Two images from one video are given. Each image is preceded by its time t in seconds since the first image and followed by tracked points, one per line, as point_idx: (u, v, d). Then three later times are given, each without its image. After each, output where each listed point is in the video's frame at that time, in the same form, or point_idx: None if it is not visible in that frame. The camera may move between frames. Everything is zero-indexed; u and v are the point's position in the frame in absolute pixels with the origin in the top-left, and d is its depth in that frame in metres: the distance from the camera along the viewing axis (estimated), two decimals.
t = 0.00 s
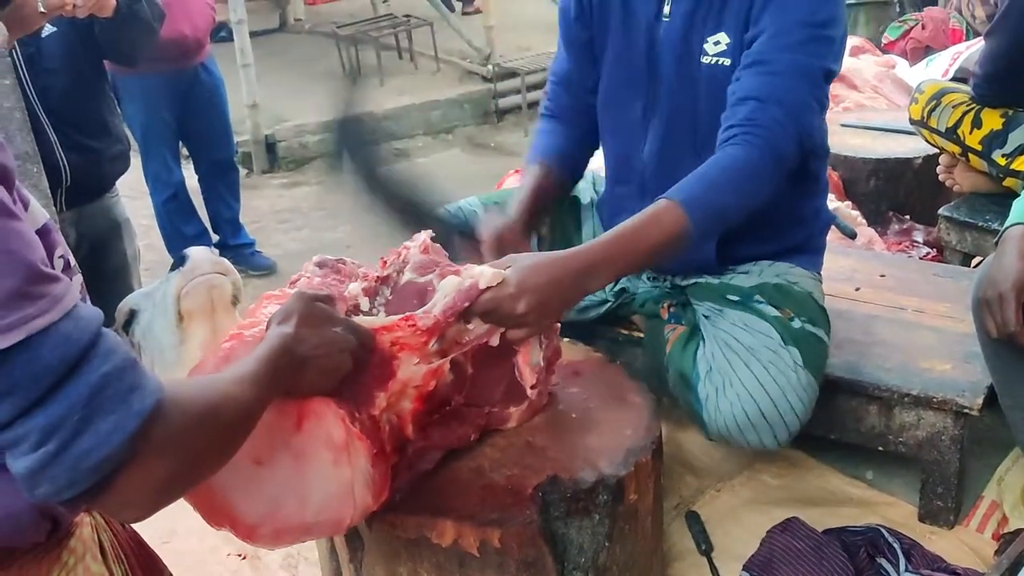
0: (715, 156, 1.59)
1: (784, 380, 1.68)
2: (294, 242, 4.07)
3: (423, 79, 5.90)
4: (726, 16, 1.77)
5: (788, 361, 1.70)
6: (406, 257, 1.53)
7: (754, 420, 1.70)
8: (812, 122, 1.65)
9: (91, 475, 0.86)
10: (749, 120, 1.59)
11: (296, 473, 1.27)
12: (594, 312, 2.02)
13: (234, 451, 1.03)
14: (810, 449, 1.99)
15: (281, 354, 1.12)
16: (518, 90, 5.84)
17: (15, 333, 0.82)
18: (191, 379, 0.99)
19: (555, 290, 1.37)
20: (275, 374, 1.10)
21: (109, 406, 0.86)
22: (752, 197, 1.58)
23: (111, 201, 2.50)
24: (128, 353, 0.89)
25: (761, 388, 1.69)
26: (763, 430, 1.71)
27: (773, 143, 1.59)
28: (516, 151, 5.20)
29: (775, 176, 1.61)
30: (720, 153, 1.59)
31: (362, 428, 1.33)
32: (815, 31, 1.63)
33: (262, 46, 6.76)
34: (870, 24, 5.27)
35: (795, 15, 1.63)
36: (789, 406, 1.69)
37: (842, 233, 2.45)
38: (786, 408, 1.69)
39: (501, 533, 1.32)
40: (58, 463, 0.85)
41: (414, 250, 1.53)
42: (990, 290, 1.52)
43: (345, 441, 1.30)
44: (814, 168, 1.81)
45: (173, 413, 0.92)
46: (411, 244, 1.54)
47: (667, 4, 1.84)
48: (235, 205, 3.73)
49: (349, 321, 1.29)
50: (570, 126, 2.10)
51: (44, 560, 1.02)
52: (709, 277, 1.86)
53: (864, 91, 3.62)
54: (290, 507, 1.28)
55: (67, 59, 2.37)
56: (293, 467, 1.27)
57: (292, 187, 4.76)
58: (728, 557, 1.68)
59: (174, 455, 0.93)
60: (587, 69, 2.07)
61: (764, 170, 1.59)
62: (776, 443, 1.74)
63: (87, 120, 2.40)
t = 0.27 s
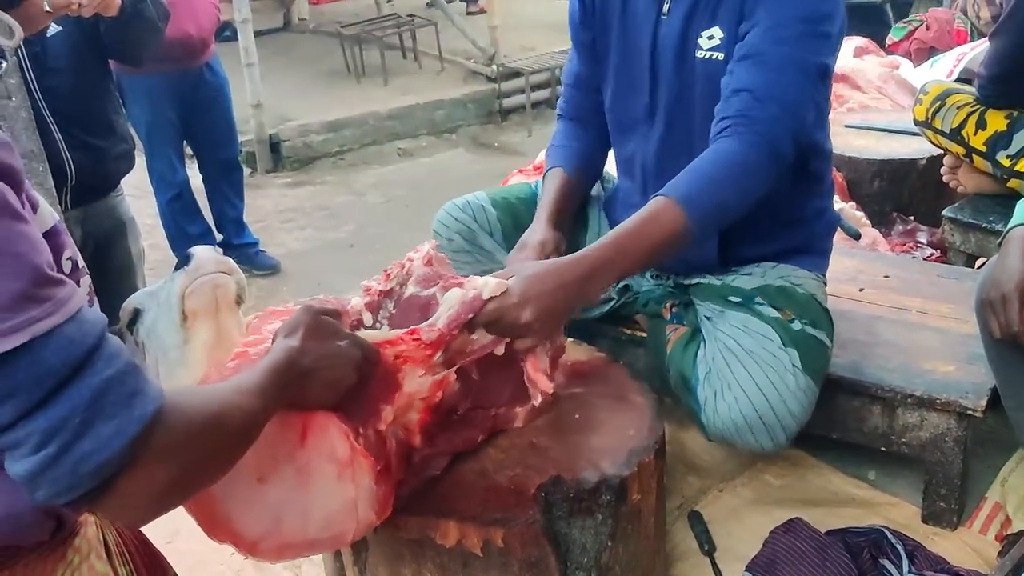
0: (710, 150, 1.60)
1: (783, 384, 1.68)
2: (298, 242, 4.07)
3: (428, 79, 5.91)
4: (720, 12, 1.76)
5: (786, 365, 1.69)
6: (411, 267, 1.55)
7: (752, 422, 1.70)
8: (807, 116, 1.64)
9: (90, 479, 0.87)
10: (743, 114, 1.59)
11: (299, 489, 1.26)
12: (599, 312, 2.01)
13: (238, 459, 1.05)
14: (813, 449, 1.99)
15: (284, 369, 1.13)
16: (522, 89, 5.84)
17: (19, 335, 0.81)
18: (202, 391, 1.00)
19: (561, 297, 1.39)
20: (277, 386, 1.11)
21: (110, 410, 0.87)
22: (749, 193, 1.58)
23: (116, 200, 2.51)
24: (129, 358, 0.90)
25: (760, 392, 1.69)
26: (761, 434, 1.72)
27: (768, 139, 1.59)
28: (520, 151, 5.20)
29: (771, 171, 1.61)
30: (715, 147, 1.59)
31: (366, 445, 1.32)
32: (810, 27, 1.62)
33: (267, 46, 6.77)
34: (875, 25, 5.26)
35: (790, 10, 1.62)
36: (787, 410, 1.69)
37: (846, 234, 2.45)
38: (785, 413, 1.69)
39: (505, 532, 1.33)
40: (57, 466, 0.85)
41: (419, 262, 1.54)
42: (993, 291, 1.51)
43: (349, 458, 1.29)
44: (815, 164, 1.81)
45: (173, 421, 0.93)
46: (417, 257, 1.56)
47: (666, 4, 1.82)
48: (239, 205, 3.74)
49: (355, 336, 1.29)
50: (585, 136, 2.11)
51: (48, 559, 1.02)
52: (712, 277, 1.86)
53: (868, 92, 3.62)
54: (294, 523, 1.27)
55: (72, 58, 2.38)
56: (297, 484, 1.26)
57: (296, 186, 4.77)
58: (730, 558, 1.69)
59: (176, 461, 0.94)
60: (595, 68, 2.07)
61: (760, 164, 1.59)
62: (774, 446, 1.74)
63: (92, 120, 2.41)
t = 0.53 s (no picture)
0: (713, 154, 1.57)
1: (794, 365, 1.68)
2: (301, 241, 4.07)
3: (431, 78, 5.90)
4: (719, 15, 1.76)
5: (798, 349, 1.69)
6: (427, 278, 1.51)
7: (766, 404, 1.69)
8: (808, 117, 1.63)
9: (83, 486, 0.87)
10: (743, 116, 1.57)
11: (310, 509, 1.25)
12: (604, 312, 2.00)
13: (244, 467, 1.05)
14: (816, 449, 1.99)
15: (296, 378, 1.13)
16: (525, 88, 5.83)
17: (12, 340, 0.81)
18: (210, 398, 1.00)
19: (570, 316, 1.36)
20: (289, 399, 1.11)
21: (104, 417, 0.86)
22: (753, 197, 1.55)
23: (118, 199, 2.51)
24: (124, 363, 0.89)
25: (772, 372, 1.69)
26: (774, 419, 1.71)
27: (768, 137, 1.56)
28: (524, 150, 5.20)
29: (774, 173, 1.59)
30: (717, 151, 1.57)
31: (374, 458, 1.32)
32: (810, 26, 1.62)
33: (270, 45, 6.77)
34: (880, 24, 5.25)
35: (789, 10, 1.63)
36: (800, 392, 1.68)
37: (850, 233, 2.44)
38: (798, 394, 1.68)
39: (506, 533, 1.33)
40: (48, 474, 0.85)
41: (439, 274, 1.51)
42: (997, 289, 1.51)
43: (359, 473, 1.29)
44: (815, 163, 1.80)
45: (170, 430, 0.93)
46: (438, 267, 1.52)
47: (665, 4, 1.84)
48: (242, 203, 3.73)
49: (371, 348, 1.29)
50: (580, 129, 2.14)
51: (45, 561, 1.02)
52: (719, 272, 1.86)
53: (872, 91, 3.61)
54: (304, 539, 1.26)
55: (73, 58, 2.38)
56: (309, 502, 1.26)
57: (299, 185, 4.77)
58: (733, 558, 1.68)
59: (174, 467, 0.93)
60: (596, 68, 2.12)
61: (761, 167, 1.56)
62: (787, 431, 1.74)
63: (94, 118, 2.41)
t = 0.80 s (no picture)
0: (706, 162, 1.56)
1: (786, 375, 1.68)
2: (303, 240, 4.07)
3: (434, 77, 5.90)
4: (712, 22, 1.77)
5: (791, 356, 1.69)
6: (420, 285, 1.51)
7: (758, 414, 1.69)
8: (802, 119, 1.63)
9: (75, 490, 0.87)
10: (736, 121, 1.57)
11: (308, 521, 1.26)
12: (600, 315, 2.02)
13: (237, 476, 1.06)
14: (817, 449, 1.98)
15: (292, 390, 1.13)
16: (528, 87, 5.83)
17: (7, 344, 0.81)
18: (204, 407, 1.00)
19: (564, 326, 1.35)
20: (282, 411, 1.11)
21: (97, 422, 0.87)
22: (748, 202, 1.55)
23: (119, 198, 2.51)
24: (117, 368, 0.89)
25: (762, 381, 1.69)
26: (767, 427, 1.71)
27: (762, 141, 1.56)
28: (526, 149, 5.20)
29: (768, 178, 1.58)
30: (710, 159, 1.56)
31: (373, 468, 1.32)
32: (803, 29, 1.62)
33: (273, 44, 6.78)
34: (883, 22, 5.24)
35: (781, 14, 1.63)
36: (792, 402, 1.68)
37: (851, 232, 2.44)
38: (790, 404, 1.69)
39: (505, 532, 1.33)
40: (40, 478, 0.85)
41: (435, 280, 1.51)
42: (998, 289, 1.50)
43: (356, 484, 1.29)
44: (808, 163, 1.81)
45: (163, 436, 0.93)
46: (432, 274, 1.52)
47: (655, 7, 1.85)
48: (244, 203, 3.73)
49: (366, 358, 1.29)
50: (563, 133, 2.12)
51: (35, 563, 1.01)
52: (713, 276, 1.85)
53: (875, 89, 3.60)
54: (302, 551, 1.27)
55: (74, 58, 2.38)
56: (306, 515, 1.26)
57: (301, 184, 4.77)
58: (733, 558, 1.68)
59: (167, 471, 0.94)
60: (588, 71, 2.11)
61: (755, 173, 1.55)
62: (778, 438, 1.73)
63: (95, 117, 2.41)
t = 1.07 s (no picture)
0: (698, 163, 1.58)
1: (788, 382, 1.68)
2: (306, 239, 4.07)
3: (437, 77, 5.91)
4: (709, 17, 1.75)
5: (793, 362, 1.69)
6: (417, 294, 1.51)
7: (757, 422, 1.70)
8: (798, 123, 1.62)
9: (78, 494, 0.86)
10: (729, 122, 1.57)
11: (311, 537, 1.24)
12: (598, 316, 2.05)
13: (239, 486, 1.05)
14: (818, 448, 1.98)
15: (294, 403, 1.13)
16: (531, 87, 5.83)
17: (10, 348, 0.81)
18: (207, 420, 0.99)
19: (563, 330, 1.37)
20: (282, 423, 1.11)
21: (101, 426, 0.86)
22: (740, 205, 1.55)
23: (122, 197, 2.51)
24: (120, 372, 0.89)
25: (765, 393, 1.69)
26: (768, 436, 1.72)
27: (755, 142, 1.56)
28: (529, 148, 5.19)
29: (762, 179, 1.59)
30: (703, 159, 1.58)
31: (376, 479, 1.31)
32: (800, 31, 1.61)
33: (276, 44, 6.78)
34: (886, 22, 5.24)
35: (776, 16, 1.62)
36: (793, 409, 1.69)
37: (853, 232, 2.43)
38: (790, 411, 1.69)
39: (504, 532, 1.34)
40: (43, 483, 0.84)
41: (435, 289, 1.51)
42: (999, 289, 1.49)
43: (360, 496, 1.28)
44: (810, 162, 1.80)
45: (165, 443, 0.93)
46: (433, 282, 1.52)
47: (656, 6, 1.83)
48: (250, 204, 3.74)
49: (366, 369, 1.28)
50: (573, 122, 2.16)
51: None
52: (714, 277, 1.85)
53: (877, 88, 3.60)
54: (307, 565, 1.25)
55: (76, 58, 2.37)
56: (310, 530, 1.24)
57: (304, 184, 4.77)
58: (734, 558, 1.67)
59: (168, 475, 0.93)
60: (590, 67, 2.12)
61: (749, 174, 1.56)
62: (781, 444, 1.74)
63: (97, 117, 2.41)
